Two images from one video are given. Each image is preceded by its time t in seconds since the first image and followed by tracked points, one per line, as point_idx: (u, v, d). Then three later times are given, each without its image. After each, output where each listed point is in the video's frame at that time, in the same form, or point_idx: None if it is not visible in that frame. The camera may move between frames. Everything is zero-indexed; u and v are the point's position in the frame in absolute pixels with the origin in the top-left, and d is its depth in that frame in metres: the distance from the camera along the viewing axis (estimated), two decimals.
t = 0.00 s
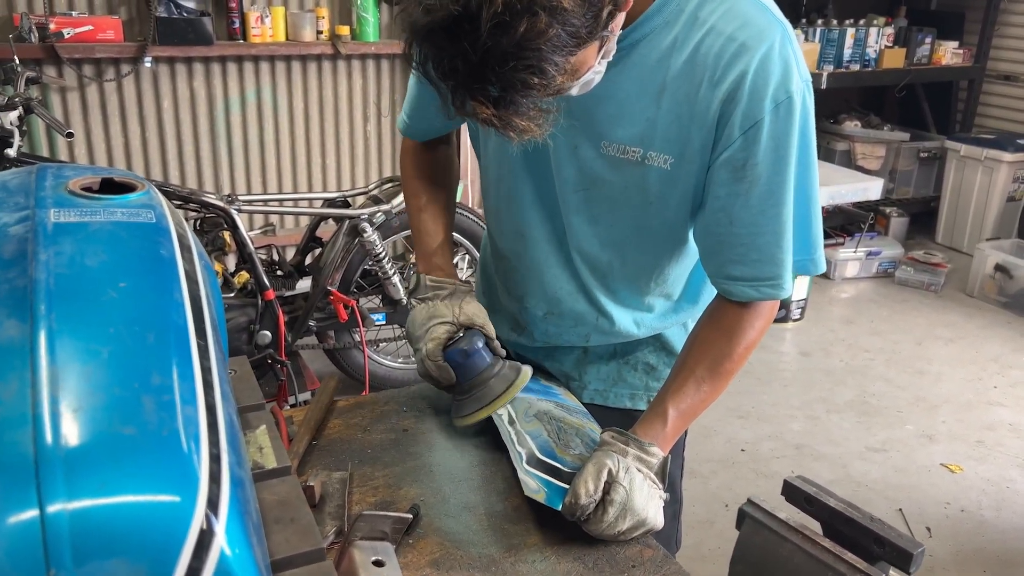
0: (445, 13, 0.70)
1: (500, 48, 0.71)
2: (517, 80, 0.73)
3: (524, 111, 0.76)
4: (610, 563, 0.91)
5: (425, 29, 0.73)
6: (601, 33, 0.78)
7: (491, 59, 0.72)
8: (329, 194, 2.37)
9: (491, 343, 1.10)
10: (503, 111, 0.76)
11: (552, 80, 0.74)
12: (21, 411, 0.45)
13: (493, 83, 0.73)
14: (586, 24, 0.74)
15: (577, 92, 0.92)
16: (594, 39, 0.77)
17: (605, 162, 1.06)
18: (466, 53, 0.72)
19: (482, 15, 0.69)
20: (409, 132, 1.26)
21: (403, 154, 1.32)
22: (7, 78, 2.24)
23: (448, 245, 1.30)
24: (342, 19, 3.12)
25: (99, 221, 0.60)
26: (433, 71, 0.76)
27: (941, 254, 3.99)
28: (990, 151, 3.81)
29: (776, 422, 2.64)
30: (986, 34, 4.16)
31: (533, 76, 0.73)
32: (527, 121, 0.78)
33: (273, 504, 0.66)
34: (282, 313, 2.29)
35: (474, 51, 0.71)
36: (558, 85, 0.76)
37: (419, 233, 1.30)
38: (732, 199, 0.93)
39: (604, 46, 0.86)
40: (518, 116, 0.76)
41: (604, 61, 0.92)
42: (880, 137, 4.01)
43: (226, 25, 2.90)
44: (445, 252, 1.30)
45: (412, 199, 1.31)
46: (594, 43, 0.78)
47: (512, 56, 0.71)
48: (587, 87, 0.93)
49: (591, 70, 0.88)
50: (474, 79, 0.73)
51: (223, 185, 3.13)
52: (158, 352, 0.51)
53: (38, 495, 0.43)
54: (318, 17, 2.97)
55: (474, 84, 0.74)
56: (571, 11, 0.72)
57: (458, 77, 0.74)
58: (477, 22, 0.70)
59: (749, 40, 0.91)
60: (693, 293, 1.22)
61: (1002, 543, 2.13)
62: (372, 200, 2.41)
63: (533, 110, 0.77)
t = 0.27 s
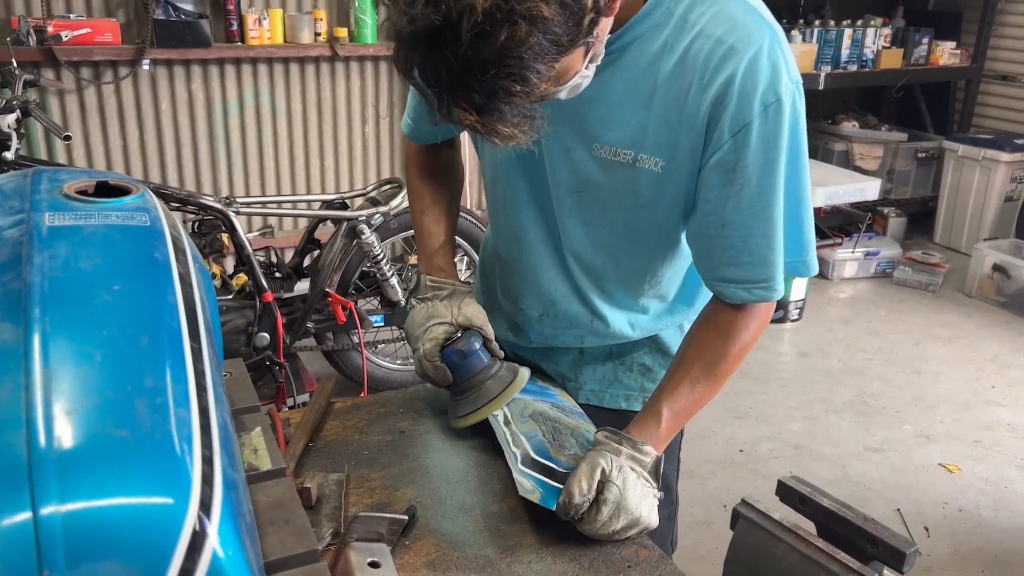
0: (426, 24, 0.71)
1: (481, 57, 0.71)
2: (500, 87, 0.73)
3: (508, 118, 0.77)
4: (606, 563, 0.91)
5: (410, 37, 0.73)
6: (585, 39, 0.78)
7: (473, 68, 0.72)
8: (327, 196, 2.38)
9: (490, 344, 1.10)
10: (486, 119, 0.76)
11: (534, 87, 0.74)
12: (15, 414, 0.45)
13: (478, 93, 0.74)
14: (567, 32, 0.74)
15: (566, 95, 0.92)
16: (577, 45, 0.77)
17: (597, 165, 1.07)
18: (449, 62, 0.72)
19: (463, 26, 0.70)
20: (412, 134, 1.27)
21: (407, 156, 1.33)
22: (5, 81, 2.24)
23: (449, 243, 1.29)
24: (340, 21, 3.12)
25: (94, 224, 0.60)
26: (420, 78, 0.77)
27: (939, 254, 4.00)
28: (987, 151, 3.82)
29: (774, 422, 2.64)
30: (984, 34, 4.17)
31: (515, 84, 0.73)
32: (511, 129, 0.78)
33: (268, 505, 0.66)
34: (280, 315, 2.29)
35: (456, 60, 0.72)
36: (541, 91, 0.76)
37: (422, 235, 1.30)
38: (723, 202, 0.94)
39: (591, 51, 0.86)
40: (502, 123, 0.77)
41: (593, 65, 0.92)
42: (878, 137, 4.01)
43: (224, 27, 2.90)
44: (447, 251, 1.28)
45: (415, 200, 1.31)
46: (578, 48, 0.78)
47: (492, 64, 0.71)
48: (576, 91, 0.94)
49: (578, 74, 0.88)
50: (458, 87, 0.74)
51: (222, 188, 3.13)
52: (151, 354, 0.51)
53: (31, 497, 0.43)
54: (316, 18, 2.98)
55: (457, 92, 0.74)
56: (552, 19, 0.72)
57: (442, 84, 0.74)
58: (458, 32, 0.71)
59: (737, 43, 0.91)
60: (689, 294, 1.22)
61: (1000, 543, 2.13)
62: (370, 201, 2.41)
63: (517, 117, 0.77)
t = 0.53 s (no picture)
0: (419, 32, 0.72)
1: (471, 66, 0.71)
2: (491, 96, 0.73)
3: (498, 126, 0.77)
4: (604, 563, 0.91)
5: (403, 45, 0.74)
6: (577, 48, 0.78)
7: (463, 77, 0.72)
8: (326, 198, 2.38)
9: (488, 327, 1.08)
10: (476, 126, 0.77)
11: (525, 96, 0.74)
12: (14, 414, 0.46)
13: (469, 101, 0.74)
14: (559, 42, 0.74)
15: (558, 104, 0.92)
16: (569, 56, 0.77)
17: (593, 168, 1.07)
18: (440, 70, 0.73)
19: (453, 35, 0.70)
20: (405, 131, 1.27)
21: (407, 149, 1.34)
22: (4, 84, 2.25)
23: (447, 233, 1.29)
24: (339, 23, 3.13)
25: (92, 226, 0.61)
26: (414, 85, 0.77)
27: (938, 254, 4.00)
28: (986, 151, 3.82)
29: (774, 422, 2.65)
30: (982, 35, 4.17)
31: (506, 93, 0.73)
32: (502, 135, 0.79)
33: (266, 506, 0.66)
34: (279, 317, 2.30)
35: (446, 68, 0.72)
36: (532, 99, 0.76)
37: (419, 222, 1.30)
38: (719, 205, 0.94)
39: (584, 57, 0.86)
40: (492, 129, 0.77)
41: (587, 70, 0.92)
42: (875, 138, 4.00)
43: (223, 30, 2.90)
44: (444, 240, 1.29)
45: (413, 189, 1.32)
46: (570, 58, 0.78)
47: (483, 73, 0.72)
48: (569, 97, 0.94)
49: (571, 81, 0.88)
50: (450, 94, 0.74)
51: (221, 189, 3.13)
52: (150, 355, 0.52)
53: (29, 498, 0.43)
54: (314, 21, 2.98)
55: (449, 99, 0.75)
56: (544, 29, 0.72)
57: (433, 91, 0.75)
58: (449, 41, 0.71)
59: (732, 47, 0.92)
60: (686, 295, 1.23)
61: (999, 542, 2.14)
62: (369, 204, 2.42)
63: (506, 124, 0.77)
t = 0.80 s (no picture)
0: (416, 40, 0.72)
1: (470, 73, 0.72)
2: (490, 102, 0.74)
3: (498, 131, 0.77)
4: (605, 562, 0.92)
5: (401, 52, 0.74)
6: (574, 53, 0.78)
7: (462, 83, 0.73)
8: (327, 199, 2.38)
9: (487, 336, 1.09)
10: (476, 132, 0.77)
11: (524, 101, 0.75)
12: (18, 412, 0.46)
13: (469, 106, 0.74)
14: (557, 46, 0.75)
15: (558, 105, 0.92)
16: (566, 60, 0.78)
17: (593, 169, 1.07)
18: (439, 77, 0.73)
19: (451, 42, 0.70)
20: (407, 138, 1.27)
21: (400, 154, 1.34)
22: (5, 86, 2.25)
23: (442, 237, 1.29)
24: (339, 25, 3.13)
25: (95, 226, 0.61)
26: (413, 91, 0.77)
27: (938, 254, 4.01)
28: (986, 151, 3.83)
29: (774, 423, 2.65)
30: (981, 35, 4.18)
31: (505, 98, 0.74)
32: (502, 141, 0.79)
33: (268, 504, 0.67)
34: (280, 318, 2.30)
35: (445, 75, 0.73)
36: (532, 104, 0.76)
37: (413, 227, 1.30)
38: (719, 205, 0.94)
39: (581, 62, 0.87)
40: (492, 134, 0.77)
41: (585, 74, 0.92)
42: (875, 138, 4.00)
43: (223, 32, 2.91)
44: (438, 245, 1.29)
45: (406, 195, 1.32)
46: (568, 62, 0.79)
47: (481, 79, 0.72)
48: (568, 99, 0.94)
49: (569, 84, 0.88)
50: (449, 100, 0.74)
51: (221, 190, 3.13)
52: (153, 354, 0.52)
53: (34, 495, 0.44)
54: (315, 22, 2.99)
55: (448, 105, 0.75)
56: (541, 35, 0.72)
57: (433, 98, 0.75)
58: (447, 47, 0.71)
59: (730, 47, 0.92)
60: (686, 293, 1.23)
61: (999, 542, 2.14)
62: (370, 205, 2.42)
63: (507, 130, 0.78)
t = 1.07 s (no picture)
0: (431, 43, 0.71)
1: (485, 77, 0.72)
2: (505, 105, 0.74)
3: (511, 134, 0.78)
4: (607, 562, 0.92)
5: (414, 57, 0.74)
6: (588, 56, 0.79)
7: (477, 87, 0.73)
8: (328, 200, 2.39)
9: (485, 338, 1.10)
10: (490, 135, 0.78)
11: (538, 102, 0.75)
12: (25, 411, 0.46)
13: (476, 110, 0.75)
14: (572, 50, 0.76)
15: (566, 108, 0.93)
16: (580, 63, 0.78)
17: (596, 172, 1.07)
18: (454, 81, 0.73)
19: (468, 45, 0.70)
20: (405, 141, 1.28)
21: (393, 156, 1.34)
22: (8, 88, 2.26)
23: (432, 240, 1.29)
24: (340, 26, 3.14)
25: (100, 227, 0.61)
26: (425, 97, 0.78)
27: (939, 256, 4.01)
28: (987, 152, 3.83)
29: (775, 424, 2.65)
30: (982, 36, 4.18)
31: (520, 101, 0.74)
32: (515, 143, 0.80)
33: (272, 503, 0.67)
34: (282, 319, 2.30)
35: (460, 79, 0.73)
36: (544, 105, 0.77)
37: (403, 228, 1.30)
38: (723, 207, 0.94)
39: (592, 64, 0.87)
40: (506, 138, 0.78)
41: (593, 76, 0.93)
42: (877, 141, 4.01)
43: (225, 33, 2.91)
44: (430, 245, 1.28)
45: (398, 197, 1.31)
46: (580, 66, 0.80)
47: (497, 82, 0.73)
48: (577, 102, 0.95)
49: (580, 87, 0.89)
50: (463, 104, 0.75)
51: (223, 192, 3.14)
52: (158, 353, 0.52)
53: (41, 493, 0.44)
54: (317, 24, 2.99)
55: (462, 110, 0.75)
56: (555, 37, 0.73)
57: (447, 103, 0.75)
58: (463, 52, 0.71)
59: (736, 50, 0.92)
60: (687, 295, 1.23)
61: (1001, 543, 2.14)
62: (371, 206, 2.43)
63: (519, 133, 0.78)
